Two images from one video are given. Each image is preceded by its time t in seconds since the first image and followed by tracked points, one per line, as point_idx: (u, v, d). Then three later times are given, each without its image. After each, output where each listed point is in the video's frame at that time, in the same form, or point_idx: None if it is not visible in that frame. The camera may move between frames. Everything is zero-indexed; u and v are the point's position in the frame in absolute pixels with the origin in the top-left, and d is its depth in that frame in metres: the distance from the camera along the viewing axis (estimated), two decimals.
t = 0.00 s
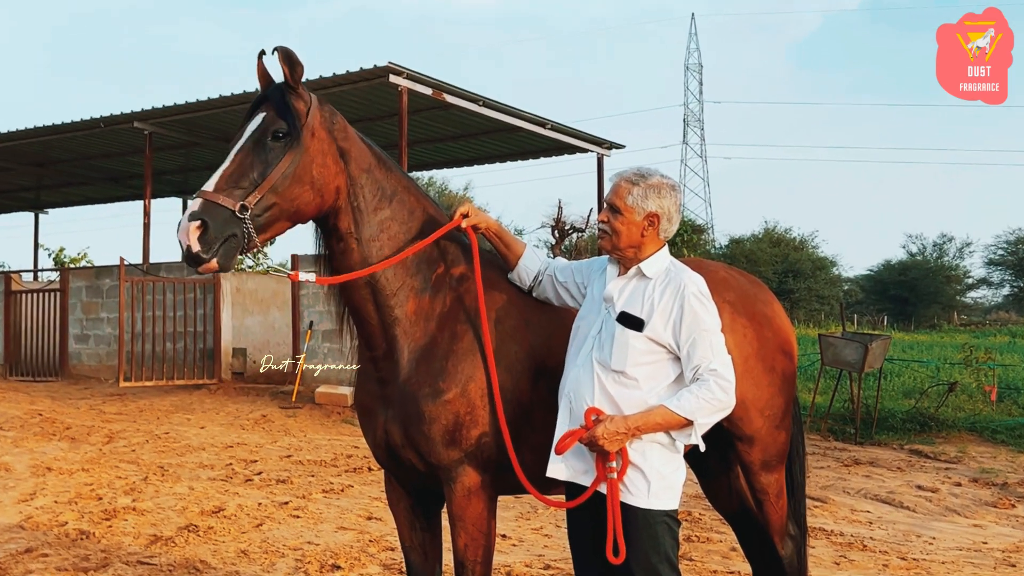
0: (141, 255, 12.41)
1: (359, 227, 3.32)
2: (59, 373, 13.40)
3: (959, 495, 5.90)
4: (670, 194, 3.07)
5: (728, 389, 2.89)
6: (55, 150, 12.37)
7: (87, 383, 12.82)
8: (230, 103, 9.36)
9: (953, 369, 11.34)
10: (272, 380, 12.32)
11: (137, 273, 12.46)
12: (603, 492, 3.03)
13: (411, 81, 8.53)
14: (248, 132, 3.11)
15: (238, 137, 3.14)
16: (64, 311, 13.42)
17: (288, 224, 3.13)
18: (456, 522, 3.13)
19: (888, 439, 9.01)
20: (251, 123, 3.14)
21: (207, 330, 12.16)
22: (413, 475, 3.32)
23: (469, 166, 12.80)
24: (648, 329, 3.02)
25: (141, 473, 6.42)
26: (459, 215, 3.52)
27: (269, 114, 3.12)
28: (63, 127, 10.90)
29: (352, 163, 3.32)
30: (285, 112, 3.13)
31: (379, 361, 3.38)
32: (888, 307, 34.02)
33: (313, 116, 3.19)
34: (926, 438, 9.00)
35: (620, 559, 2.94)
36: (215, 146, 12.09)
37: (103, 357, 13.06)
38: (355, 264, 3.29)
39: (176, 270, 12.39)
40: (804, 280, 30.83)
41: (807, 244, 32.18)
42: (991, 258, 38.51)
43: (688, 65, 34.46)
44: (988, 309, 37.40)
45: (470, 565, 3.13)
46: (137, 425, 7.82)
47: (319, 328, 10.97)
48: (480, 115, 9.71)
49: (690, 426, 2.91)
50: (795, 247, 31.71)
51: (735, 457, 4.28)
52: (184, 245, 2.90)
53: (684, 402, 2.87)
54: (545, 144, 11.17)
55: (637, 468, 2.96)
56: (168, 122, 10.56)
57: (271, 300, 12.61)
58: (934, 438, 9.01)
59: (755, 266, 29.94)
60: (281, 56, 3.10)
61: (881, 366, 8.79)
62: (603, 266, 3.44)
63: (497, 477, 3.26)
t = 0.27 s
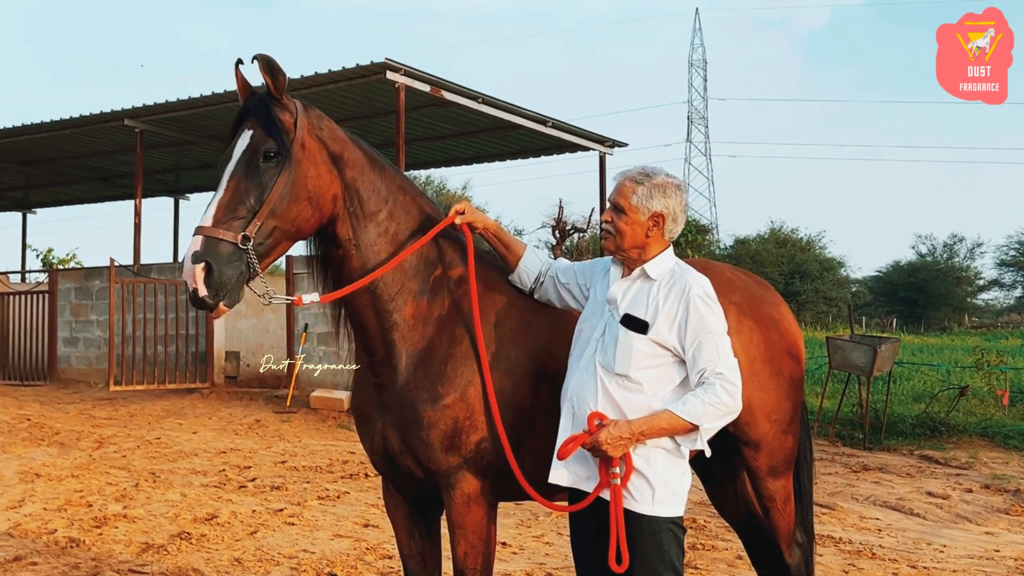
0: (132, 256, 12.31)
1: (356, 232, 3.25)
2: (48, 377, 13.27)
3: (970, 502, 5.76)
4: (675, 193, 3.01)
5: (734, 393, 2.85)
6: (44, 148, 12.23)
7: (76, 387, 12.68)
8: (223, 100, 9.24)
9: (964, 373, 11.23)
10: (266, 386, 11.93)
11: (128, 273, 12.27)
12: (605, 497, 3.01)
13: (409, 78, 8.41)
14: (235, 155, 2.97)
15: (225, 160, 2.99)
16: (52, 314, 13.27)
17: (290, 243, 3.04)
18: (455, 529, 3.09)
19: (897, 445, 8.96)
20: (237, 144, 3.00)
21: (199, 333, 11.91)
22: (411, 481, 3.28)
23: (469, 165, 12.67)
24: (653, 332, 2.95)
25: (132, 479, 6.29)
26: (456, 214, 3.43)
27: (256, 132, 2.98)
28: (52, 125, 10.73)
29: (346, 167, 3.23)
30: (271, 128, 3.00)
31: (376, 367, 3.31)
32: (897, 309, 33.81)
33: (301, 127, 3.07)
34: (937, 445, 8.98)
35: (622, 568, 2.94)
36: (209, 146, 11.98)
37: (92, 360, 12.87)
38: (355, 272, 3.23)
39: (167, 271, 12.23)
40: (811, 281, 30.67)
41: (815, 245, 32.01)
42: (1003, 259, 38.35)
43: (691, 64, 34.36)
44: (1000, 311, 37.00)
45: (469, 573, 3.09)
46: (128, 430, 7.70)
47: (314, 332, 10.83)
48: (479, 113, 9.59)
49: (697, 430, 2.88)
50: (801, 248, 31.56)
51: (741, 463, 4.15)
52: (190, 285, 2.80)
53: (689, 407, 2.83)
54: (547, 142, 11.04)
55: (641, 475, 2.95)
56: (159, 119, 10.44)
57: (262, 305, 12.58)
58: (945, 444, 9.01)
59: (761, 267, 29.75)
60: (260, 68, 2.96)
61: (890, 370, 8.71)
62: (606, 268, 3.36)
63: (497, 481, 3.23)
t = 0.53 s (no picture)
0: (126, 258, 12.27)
1: (352, 238, 3.18)
2: (39, 380, 13.19)
3: (978, 507, 5.67)
4: (679, 194, 2.94)
5: (740, 397, 2.76)
6: (37, 147, 12.15)
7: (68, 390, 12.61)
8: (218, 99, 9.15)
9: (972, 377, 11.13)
10: (260, 389, 11.81)
11: (121, 275, 12.25)
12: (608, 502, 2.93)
13: (407, 76, 8.33)
14: (226, 171, 2.87)
15: (216, 176, 2.90)
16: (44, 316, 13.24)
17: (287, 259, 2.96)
18: (456, 534, 3.02)
19: (903, 449, 8.87)
20: (228, 159, 2.90)
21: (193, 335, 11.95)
22: (410, 486, 3.20)
23: (469, 164, 12.58)
24: (656, 334, 2.87)
25: (126, 484, 6.19)
26: (456, 204, 3.40)
27: (248, 147, 2.89)
28: (44, 124, 10.65)
29: (340, 173, 3.15)
30: (263, 141, 2.90)
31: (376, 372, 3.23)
32: (903, 311, 33.63)
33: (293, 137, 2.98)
34: (943, 448, 8.89)
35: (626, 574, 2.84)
36: (203, 145, 11.90)
37: (85, 363, 12.84)
38: (352, 277, 3.16)
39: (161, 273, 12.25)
40: (816, 282, 30.54)
41: (819, 247, 31.91)
42: (1011, 261, 38.24)
43: (694, 64, 34.28)
44: (1009, 312, 36.79)
45: None
46: (121, 434, 7.61)
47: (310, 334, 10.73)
48: (478, 111, 9.50)
49: (701, 434, 2.79)
50: (806, 249, 31.47)
51: (746, 468, 4.05)
52: (184, 309, 2.73)
53: (694, 410, 2.75)
54: (548, 141, 10.95)
55: (645, 480, 2.86)
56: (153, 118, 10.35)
57: (257, 306, 12.42)
58: (952, 448, 8.92)
59: (766, 269, 29.63)
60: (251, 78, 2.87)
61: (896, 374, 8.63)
62: (609, 269, 3.28)
63: (498, 486, 3.15)
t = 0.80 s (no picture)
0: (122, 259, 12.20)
1: (351, 246, 3.14)
2: (35, 383, 13.13)
3: (984, 511, 5.61)
4: (683, 195, 2.88)
5: (744, 401, 2.71)
6: (32, 148, 12.09)
7: (64, 393, 12.54)
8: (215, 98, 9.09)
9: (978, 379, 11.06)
10: (257, 392, 11.68)
11: (117, 277, 12.15)
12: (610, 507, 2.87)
13: (406, 75, 8.27)
14: (222, 185, 2.82)
15: (211, 190, 2.85)
16: (39, 318, 13.15)
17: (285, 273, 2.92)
18: (457, 539, 2.97)
19: (909, 453, 8.83)
20: (223, 172, 2.85)
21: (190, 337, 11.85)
22: (411, 491, 3.16)
23: (468, 165, 12.52)
24: (659, 337, 2.81)
25: (122, 488, 6.13)
26: (458, 199, 3.36)
27: (243, 160, 2.84)
28: (39, 124, 10.58)
29: (336, 180, 3.11)
30: (259, 153, 2.85)
31: (375, 378, 3.18)
32: (908, 313, 33.51)
33: (288, 147, 2.94)
34: (949, 452, 8.87)
35: None
36: (200, 145, 11.84)
37: (79, 366, 12.76)
38: (350, 282, 3.11)
39: (158, 274, 12.18)
40: (819, 284, 30.46)
41: (822, 248, 31.84)
42: (1016, 262, 38.13)
43: (695, 64, 34.21)
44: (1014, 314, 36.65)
45: None
46: (117, 438, 7.55)
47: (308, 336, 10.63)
48: (478, 111, 9.44)
49: (705, 438, 2.73)
50: (810, 250, 31.40)
51: (750, 472, 3.98)
52: (183, 331, 2.69)
53: (698, 414, 2.69)
54: (548, 141, 10.89)
55: (648, 484, 2.80)
56: (148, 118, 10.29)
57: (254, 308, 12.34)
58: (959, 452, 8.93)
59: (769, 270, 29.55)
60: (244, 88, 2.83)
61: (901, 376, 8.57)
62: (611, 270, 3.22)
63: (499, 491, 3.11)
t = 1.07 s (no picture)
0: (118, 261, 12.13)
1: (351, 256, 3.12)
2: (29, 386, 13.05)
3: (991, 517, 5.53)
4: (688, 196, 2.81)
5: (750, 406, 2.64)
6: (27, 148, 12.02)
7: (59, 396, 12.47)
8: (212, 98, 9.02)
9: (985, 382, 10.99)
10: (254, 395, 11.65)
11: (112, 279, 12.07)
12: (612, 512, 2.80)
13: (404, 74, 8.20)
14: (226, 205, 2.79)
15: (214, 211, 2.81)
16: (34, 320, 13.09)
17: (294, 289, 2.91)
18: (458, 545, 2.93)
19: (915, 458, 8.77)
20: (224, 191, 2.81)
21: (186, 340, 11.78)
22: (411, 496, 3.11)
23: (468, 165, 12.45)
24: (664, 340, 2.73)
25: (117, 493, 6.06)
26: (463, 189, 3.30)
27: (246, 178, 2.81)
28: (34, 124, 10.51)
29: (335, 190, 3.09)
30: (260, 170, 2.82)
31: (376, 384, 3.14)
32: (913, 316, 33.41)
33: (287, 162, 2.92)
34: (955, 456, 8.82)
35: None
36: (196, 146, 11.77)
37: (75, 369, 12.70)
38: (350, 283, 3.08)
39: (154, 276, 12.11)
40: (823, 286, 30.37)
41: (826, 250, 31.77)
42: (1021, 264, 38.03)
43: (697, 65, 34.13)
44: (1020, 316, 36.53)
45: None
46: (112, 442, 7.48)
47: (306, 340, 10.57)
48: (478, 111, 9.37)
49: (709, 443, 2.66)
50: (813, 252, 31.34)
51: (754, 477, 3.91)
52: (207, 358, 2.65)
53: (702, 418, 2.62)
54: (549, 142, 10.82)
55: (651, 489, 2.73)
56: (144, 118, 10.22)
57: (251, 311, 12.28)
58: (964, 456, 8.85)
59: (773, 271, 29.45)
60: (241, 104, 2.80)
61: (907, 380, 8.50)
62: (614, 272, 3.15)
63: (502, 496, 3.06)
